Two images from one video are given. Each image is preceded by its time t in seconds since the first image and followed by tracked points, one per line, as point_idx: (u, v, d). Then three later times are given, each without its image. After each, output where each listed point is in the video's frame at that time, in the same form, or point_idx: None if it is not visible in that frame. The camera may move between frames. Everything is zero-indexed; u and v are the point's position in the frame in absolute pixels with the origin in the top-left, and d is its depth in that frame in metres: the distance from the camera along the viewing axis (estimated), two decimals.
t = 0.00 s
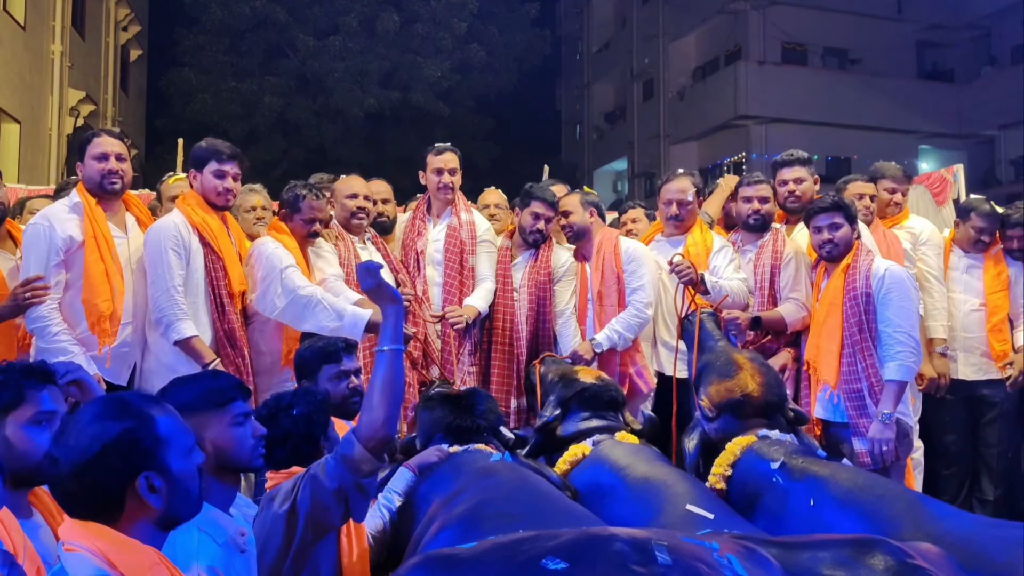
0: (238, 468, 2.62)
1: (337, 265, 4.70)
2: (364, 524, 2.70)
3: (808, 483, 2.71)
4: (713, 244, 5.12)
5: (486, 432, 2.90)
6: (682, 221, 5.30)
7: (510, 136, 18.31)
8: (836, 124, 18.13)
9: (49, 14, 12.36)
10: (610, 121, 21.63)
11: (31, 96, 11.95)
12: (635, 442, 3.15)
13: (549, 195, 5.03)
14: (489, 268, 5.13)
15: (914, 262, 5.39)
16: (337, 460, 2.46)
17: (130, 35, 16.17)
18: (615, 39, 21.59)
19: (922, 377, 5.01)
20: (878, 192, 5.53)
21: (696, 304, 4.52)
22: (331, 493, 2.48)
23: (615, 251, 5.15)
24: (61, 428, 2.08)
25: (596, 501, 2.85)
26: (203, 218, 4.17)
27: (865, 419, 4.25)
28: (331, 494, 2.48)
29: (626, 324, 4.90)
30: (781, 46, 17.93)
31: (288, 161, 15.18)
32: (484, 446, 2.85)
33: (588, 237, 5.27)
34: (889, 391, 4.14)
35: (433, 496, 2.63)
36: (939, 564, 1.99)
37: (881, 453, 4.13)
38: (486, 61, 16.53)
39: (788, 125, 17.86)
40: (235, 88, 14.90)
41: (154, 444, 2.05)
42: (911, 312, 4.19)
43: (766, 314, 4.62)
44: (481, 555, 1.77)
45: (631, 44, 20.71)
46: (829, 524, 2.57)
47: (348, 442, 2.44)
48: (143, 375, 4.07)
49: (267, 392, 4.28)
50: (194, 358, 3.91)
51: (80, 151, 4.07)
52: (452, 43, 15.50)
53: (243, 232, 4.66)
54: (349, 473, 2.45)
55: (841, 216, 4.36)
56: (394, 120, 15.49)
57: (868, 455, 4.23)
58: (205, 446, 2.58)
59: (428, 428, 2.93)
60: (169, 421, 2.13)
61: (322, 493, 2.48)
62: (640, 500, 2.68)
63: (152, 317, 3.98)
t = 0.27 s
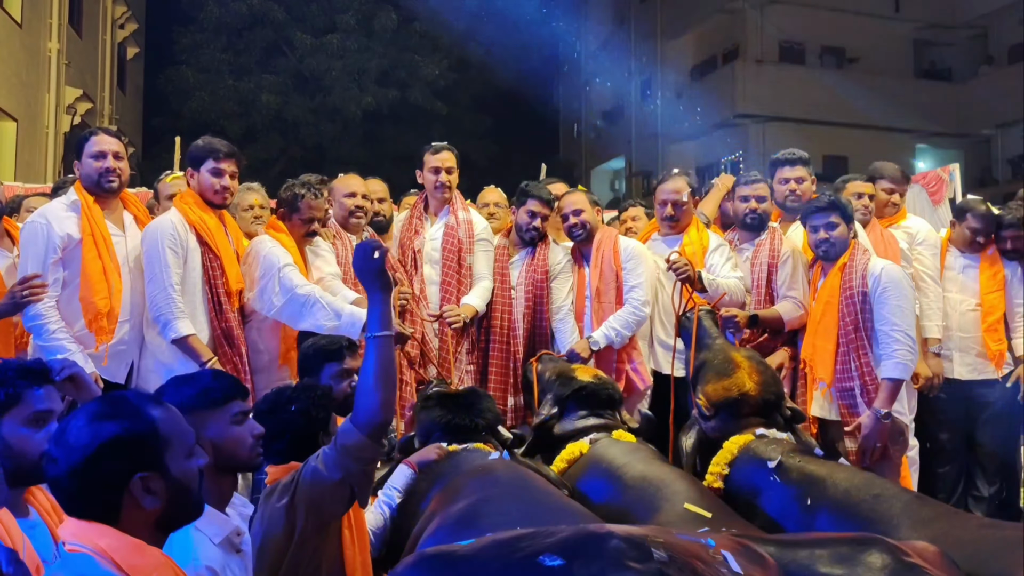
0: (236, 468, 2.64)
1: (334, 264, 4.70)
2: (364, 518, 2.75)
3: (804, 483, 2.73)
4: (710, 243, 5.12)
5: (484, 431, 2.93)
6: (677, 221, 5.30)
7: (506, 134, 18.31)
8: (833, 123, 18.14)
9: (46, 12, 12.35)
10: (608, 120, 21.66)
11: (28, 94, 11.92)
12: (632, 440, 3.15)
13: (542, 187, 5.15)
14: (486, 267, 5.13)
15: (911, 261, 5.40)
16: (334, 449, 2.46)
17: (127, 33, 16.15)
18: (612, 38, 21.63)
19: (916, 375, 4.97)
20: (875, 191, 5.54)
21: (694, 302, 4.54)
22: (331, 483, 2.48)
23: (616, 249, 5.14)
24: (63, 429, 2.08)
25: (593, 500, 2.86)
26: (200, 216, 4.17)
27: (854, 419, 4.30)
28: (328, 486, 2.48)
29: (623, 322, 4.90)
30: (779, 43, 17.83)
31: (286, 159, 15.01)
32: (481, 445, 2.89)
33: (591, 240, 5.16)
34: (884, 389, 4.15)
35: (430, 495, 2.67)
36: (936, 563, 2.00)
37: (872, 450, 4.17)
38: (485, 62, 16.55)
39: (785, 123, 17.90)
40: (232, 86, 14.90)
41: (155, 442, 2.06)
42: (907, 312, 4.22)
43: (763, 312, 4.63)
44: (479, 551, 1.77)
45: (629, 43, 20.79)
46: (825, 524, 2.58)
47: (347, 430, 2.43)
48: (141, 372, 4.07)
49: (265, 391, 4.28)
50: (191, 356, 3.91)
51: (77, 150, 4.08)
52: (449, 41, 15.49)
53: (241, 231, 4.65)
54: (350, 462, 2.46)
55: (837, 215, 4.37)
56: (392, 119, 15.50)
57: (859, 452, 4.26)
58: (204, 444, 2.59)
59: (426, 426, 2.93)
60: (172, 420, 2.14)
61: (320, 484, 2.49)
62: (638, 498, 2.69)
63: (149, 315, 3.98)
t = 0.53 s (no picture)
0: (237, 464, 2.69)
1: (333, 261, 4.69)
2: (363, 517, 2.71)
3: (804, 480, 2.72)
4: (708, 242, 5.11)
5: (484, 428, 2.92)
6: (676, 220, 5.29)
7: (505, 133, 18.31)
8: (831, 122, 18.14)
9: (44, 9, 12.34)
10: (606, 119, 21.68)
11: (25, 90, 11.90)
12: (631, 438, 3.15)
13: (542, 185, 5.17)
14: (485, 264, 5.12)
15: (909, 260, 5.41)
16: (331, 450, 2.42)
17: (126, 31, 16.13)
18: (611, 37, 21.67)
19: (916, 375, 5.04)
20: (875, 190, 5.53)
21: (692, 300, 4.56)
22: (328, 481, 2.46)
23: (617, 247, 5.14)
24: (64, 424, 2.10)
25: (593, 500, 2.84)
26: (197, 213, 4.16)
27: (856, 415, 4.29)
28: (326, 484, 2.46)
29: (623, 320, 4.90)
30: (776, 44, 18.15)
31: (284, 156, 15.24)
32: (481, 442, 2.86)
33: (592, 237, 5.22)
34: (882, 386, 4.16)
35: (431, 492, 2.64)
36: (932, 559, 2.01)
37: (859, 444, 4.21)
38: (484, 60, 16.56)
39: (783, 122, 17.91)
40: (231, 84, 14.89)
41: (153, 441, 2.07)
42: (905, 310, 4.22)
43: (763, 310, 4.63)
44: (481, 547, 1.76)
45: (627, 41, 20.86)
46: (824, 521, 2.58)
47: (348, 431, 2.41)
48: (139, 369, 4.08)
49: (264, 388, 4.28)
50: (189, 353, 3.90)
51: (75, 146, 4.06)
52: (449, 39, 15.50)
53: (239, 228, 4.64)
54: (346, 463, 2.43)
55: (837, 212, 4.36)
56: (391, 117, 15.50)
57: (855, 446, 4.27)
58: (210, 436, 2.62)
59: (426, 423, 2.94)
60: (174, 419, 2.15)
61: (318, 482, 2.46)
62: (638, 495, 2.68)
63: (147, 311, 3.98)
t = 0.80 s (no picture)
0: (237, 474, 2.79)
1: (333, 260, 4.70)
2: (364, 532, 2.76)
3: (804, 481, 2.73)
4: (708, 242, 5.12)
5: (484, 429, 2.90)
6: (676, 220, 5.30)
7: (503, 133, 18.29)
8: (830, 122, 18.15)
9: (42, 8, 12.31)
10: (605, 119, 21.68)
11: (23, 89, 11.87)
12: (631, 439, 3.16)
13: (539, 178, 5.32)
14: (485, 262, 5.12)
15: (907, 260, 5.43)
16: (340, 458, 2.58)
17: (124, 30, 16.10)
18: (610, 37, 21.65)
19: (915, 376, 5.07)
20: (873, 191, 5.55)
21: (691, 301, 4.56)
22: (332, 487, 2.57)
23: (618, 248, 5.13)
24: (69, 425, 2.03)
25: (592, 498, 2.85)
26: (196, 212, 4.16)
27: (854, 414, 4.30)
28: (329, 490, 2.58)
29: (623, 323, 4.91)
30: (777, 43, 17.87)
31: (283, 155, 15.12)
32: (480, 442, 2.83)
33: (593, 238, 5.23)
34: (878, 383, 4.19)
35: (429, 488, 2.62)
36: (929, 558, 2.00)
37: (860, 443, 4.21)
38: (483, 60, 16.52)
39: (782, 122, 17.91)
40: (230, 84, 14.87)
41: (162, 442, 2.01)
42: (904, 310, 4.23)
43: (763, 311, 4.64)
44: (477, 545, 1.75)
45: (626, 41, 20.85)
46: (822, 518, 2.59)
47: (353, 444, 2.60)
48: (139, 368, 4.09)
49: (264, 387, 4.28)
50: (187, 352, 3.91)
51: (75, 146, 4.07)
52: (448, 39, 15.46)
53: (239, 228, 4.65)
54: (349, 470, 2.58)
55: (836, 213, 4.37)
56: (389, 116, 15.49)
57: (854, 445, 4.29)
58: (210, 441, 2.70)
59: (425, 424, 2.94)
60: (179, 419, 2.09)
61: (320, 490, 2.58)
62: (636, 494, 2.70)
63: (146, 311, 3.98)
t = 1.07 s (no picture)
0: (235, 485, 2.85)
1: (330, 261, 4.72)
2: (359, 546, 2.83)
3: (802, 483, 2.72)
4: (707, 243, 5.13)
5: (480, 431, 2.91)
6: (675, 221, 5.31)
7: (501, 133, 18.29)
8: (829, 124, 18.15)
9: (41, 7, 12.31)
10: (603, 119, 21.68)
11: (22, 88, 11.88)
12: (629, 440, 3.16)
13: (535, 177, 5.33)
14: (484, 263, 5.12)
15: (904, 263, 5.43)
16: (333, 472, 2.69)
17: (123, 29, 16.09)
18: (609, 38, 21.64)
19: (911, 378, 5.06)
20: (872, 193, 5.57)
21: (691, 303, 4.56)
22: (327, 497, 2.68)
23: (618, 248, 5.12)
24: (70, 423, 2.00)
25: (590, 500, 2.84)
26: (195, 212, 4.16)
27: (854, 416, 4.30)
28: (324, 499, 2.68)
29: (621, 324, 4.90)
30: (776, 45, 17.90)
31: (281, 156, 15.12)
32: (476, 444, 2.84)
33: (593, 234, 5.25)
34: (874, 386, 4.21)
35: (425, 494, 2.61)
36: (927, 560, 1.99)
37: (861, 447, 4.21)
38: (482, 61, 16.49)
39: (781, 124, 17.91)
40: (228, 83, 14.87)
41: (163, 441, 2.00)
42: (902, 312, 4.24)
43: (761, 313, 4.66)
44: (469, 548, 1.77)
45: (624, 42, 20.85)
46: (826, 521, 2.56)
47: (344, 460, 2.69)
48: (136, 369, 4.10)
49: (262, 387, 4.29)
50: (186, 353, 3.92)
51: (76, 145, 4.07)
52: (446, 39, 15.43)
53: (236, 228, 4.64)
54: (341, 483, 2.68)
55: (834, 215, 4.38)
56: (388, 117, 15.48)
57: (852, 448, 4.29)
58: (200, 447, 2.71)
59: (422, 426, 2.93)
60: (177, 418, 2.08)
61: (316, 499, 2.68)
62: (634, 496, 2.69)
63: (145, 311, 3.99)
